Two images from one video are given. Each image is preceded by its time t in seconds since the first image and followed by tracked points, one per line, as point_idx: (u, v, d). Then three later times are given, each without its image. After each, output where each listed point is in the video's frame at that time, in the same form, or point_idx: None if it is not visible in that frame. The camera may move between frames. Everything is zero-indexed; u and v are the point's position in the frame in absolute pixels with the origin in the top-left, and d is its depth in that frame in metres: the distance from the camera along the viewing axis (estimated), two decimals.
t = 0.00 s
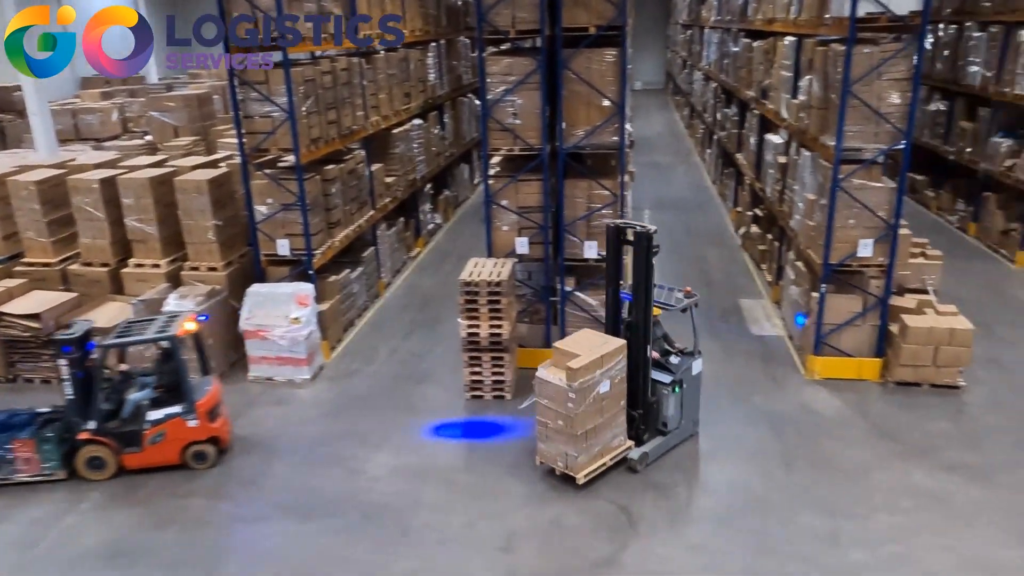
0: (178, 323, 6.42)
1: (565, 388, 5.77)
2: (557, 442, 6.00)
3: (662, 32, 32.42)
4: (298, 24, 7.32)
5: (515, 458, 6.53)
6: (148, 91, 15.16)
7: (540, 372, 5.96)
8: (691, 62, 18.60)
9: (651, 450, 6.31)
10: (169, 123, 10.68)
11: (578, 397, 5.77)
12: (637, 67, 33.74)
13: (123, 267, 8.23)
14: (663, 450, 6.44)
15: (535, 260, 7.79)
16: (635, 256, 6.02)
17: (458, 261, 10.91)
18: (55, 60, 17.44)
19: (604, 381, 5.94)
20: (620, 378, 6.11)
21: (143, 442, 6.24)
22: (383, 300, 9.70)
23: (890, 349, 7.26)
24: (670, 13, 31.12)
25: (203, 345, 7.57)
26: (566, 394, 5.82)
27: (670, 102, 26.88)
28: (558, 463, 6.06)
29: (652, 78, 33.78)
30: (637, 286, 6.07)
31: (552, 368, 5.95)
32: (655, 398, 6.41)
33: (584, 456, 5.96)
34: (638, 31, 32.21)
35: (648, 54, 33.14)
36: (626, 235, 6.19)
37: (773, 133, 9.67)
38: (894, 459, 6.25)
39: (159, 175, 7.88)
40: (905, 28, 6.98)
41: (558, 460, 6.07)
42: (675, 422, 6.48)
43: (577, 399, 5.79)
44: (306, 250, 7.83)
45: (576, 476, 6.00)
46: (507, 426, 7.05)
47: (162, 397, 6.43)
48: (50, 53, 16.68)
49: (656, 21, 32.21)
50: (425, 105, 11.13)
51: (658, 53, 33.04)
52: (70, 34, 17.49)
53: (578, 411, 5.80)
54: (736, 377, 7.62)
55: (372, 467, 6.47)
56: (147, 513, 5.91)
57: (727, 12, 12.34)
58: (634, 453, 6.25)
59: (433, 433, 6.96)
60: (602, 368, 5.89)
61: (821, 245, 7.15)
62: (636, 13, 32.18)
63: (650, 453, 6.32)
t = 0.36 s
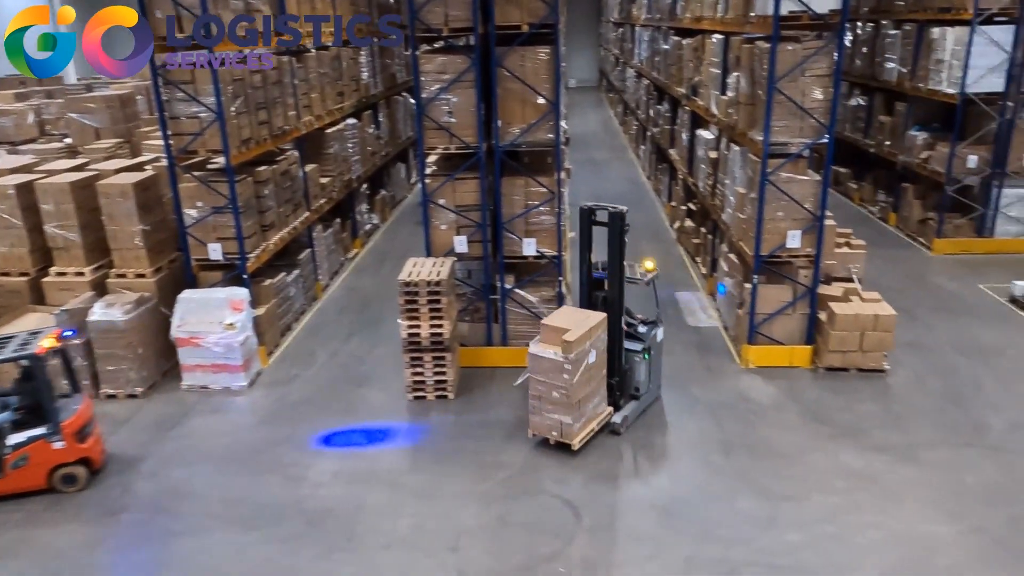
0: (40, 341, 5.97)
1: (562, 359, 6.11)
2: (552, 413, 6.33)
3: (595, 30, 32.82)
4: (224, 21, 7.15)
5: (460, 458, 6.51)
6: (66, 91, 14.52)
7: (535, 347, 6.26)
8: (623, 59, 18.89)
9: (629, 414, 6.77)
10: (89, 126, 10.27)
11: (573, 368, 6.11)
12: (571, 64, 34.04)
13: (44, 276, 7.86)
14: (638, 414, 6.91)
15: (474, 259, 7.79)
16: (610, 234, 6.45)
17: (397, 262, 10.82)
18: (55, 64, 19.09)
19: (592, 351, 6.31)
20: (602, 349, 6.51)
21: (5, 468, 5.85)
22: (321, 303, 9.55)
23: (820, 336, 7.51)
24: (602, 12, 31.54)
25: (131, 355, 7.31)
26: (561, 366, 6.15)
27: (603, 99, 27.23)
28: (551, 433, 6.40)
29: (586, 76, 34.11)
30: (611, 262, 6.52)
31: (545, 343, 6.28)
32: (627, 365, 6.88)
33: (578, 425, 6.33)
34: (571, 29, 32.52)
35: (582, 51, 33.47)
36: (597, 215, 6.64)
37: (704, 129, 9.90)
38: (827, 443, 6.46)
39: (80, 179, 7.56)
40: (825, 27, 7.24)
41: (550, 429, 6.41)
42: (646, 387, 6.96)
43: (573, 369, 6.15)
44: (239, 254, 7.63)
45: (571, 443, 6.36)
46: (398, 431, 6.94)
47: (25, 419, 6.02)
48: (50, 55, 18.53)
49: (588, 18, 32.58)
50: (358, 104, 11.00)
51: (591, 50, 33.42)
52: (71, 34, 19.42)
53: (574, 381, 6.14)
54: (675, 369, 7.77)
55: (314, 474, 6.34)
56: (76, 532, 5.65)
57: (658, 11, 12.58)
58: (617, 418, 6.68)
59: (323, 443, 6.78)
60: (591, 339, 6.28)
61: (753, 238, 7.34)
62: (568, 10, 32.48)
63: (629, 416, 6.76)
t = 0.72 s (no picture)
0: None
1: (564, 335, 6.50)
2: (553, 387, 6.70)
3: (557, 29, 32.95)
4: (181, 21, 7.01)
5: (428, 458, 6.48)
6: (17, 92, 14.11)
7: (535, 327, 6.62)
8: (586, 58, 18.99)
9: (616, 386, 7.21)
10: (42, 127, 10.01)
11: (574, 344, 6.51)
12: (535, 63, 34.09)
13: None
14: (623, 384, 7.36)
15: (440, 259, 7.76)
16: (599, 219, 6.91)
17: (362, 263, 10.74)
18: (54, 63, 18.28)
19: (587, 328, 6.74)
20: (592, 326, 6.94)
21: None
22: (286, 305, 9.44)
23: (782, 330, 7.63)
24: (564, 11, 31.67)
25: (91, 362, 7.14)
26: (562, 342, 6.53)
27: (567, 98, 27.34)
28: (553, 407, 6.76)
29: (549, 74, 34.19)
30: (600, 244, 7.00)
31: (544, 322, 6.65)
32: (610, 341, 7.34)
33: (577, 397, 6.72)
34: (534, 27, 32.59)
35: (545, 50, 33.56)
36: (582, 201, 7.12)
37: (666, 127, 10.00)
38: (790, 435, 6.57)
39: (33, 183, 7.38)
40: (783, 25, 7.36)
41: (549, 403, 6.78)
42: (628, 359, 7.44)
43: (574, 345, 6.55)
44: (200, 257, 7.50)
45: (571, 415, 6.75)
46: (316, 443, 6.75)
47: None
48: (49, 55, 18.23)
49: (551, 17, 32.70)
50: (321, 103, 10.90)
51: (554, 49, 33.53)
52: (71, 33, 18.90)
53: (574, 356, 6.53)
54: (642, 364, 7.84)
55: (280, 478, 6.26)
56: (35, 544, 5.50)
57: (619, 10, 12.68)
58: (608, 391, 7.10)
59: (236, 459, 6.53)
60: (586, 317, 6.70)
61: (715, 234, 7.43)
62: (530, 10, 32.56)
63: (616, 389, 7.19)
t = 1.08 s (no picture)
0: None
1: (555, 307, 6.95)
2: (546, 357, 7.12)
3: (518, 25, 32.96)
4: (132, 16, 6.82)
5: (394, 457, 6.44)
6: None
7: (526, 303, 7.04)
8: (546, 55, 19.05)
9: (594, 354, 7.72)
10: None
11: (565, 316, 7.00)
12: (495, 60, 34.03)
13: None
14: (600, 353, 7.86)
15: (403, 256, 7.72)
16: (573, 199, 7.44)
17: (323, 261, 10.64)
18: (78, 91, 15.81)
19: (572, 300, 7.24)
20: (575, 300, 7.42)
21: None
22: (246, 305, 9.30)
23: (742, 323, 7.75)
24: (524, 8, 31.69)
25: (43, 367, 6.95)
26: (553, 314, 6.98)
27: (528, 94, 27.36)
28: (545, 376, 7.19)
29: (509, 71, 34.19)
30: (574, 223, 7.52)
31: (533, 296, 7.09)
32: (586, 314, 7.83)
33: (567, 364, 7.18)
34: (494, 24, 32.53)
35: (505, 46, 33.53)
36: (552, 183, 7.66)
37: (627, 122, 10.07)
38: (752, 425, 6.67)
39: None
40: (739, 21, 7.45)
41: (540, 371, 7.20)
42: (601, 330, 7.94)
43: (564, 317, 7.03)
44: (156, 257, 7.35)
45: (562, 381, 7.20)
46: (217, 459, 6.47)
47: None
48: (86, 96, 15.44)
49: (511, 14, 32.69)
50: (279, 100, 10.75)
51: (515, 45, 33.53)
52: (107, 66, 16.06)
53: (565, 326, 7.02)
54: (606, 358, 7.89)
55: (243, 481, 6.17)
56: None
57: (579, 6, 12.72)
58: (590, 358, 7.58)
59: (128, 477, 6.22)
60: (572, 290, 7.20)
61: (676, 228, 7.51)
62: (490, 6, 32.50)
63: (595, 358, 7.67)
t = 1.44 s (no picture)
0: None
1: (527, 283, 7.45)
2: (521, 329, 7.60)
3: (470, 22, 32.91)
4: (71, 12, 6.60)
5: (352, 459, 6.37)
6: None
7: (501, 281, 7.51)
8: (499, 51, 19.06)
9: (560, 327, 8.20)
10: None
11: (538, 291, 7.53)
12: (448, 56, 33.90)
13: None
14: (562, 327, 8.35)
15: (358, 255, 7.64)
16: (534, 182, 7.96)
17: (276, 262, 10.48)
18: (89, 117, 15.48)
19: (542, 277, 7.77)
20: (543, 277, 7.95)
21: None
22: (196, 308, 9.11)
23: (696, 316, 7.87)
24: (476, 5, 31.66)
25: None
26: (526, 290, 7.49)
27: (481, 91, 27.32)
28: (519, 347, 7.66)
29: (462, 68, 34.13)
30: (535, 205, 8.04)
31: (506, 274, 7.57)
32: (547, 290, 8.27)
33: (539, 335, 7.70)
34: (446, 21, 32.42)
35: (458, 43, 33.44)
36: (514, 169, 8.15)
37: (580, 119, 10.14)
38: (707, 417, 6.78)
39: None
40: (687, 19, 7.54)
41: (513, 344, 7.67)
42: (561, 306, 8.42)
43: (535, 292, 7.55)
44: (101, 261, 7.14)
45: (535, 352, 7.70)
46: (90, 487, 6.04)
47: None
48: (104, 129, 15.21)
49: (463, 11, 32.61)
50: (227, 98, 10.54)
51: (468, 42, 33.46)
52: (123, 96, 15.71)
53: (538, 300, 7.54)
54: (563, 354, 7.94)
55: (197, 488, 6.04)
56: None
57: (531, 4, 12.75)
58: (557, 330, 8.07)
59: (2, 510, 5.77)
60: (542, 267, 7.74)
61: (630, 224, 7.58)
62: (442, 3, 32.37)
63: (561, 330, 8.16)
